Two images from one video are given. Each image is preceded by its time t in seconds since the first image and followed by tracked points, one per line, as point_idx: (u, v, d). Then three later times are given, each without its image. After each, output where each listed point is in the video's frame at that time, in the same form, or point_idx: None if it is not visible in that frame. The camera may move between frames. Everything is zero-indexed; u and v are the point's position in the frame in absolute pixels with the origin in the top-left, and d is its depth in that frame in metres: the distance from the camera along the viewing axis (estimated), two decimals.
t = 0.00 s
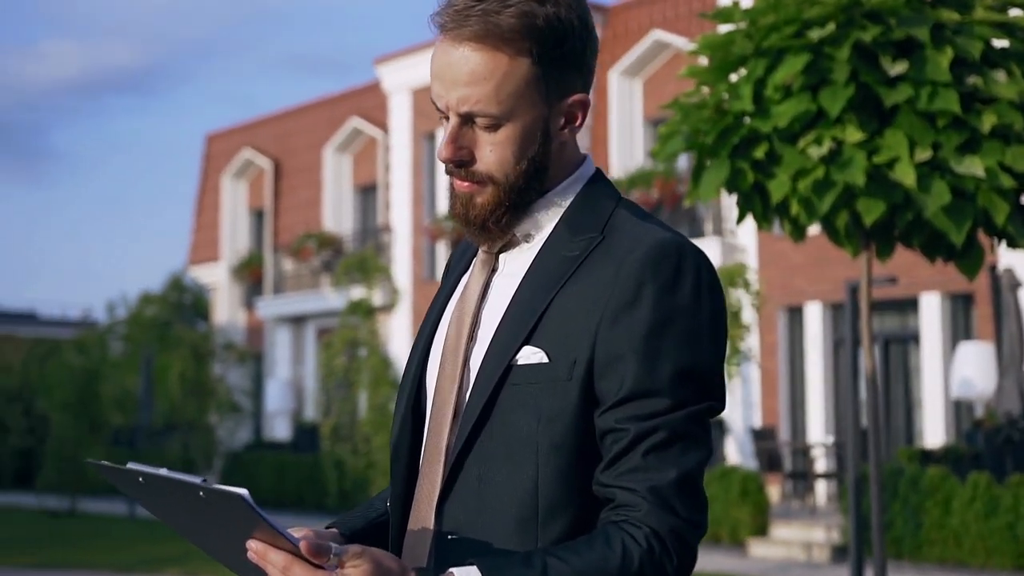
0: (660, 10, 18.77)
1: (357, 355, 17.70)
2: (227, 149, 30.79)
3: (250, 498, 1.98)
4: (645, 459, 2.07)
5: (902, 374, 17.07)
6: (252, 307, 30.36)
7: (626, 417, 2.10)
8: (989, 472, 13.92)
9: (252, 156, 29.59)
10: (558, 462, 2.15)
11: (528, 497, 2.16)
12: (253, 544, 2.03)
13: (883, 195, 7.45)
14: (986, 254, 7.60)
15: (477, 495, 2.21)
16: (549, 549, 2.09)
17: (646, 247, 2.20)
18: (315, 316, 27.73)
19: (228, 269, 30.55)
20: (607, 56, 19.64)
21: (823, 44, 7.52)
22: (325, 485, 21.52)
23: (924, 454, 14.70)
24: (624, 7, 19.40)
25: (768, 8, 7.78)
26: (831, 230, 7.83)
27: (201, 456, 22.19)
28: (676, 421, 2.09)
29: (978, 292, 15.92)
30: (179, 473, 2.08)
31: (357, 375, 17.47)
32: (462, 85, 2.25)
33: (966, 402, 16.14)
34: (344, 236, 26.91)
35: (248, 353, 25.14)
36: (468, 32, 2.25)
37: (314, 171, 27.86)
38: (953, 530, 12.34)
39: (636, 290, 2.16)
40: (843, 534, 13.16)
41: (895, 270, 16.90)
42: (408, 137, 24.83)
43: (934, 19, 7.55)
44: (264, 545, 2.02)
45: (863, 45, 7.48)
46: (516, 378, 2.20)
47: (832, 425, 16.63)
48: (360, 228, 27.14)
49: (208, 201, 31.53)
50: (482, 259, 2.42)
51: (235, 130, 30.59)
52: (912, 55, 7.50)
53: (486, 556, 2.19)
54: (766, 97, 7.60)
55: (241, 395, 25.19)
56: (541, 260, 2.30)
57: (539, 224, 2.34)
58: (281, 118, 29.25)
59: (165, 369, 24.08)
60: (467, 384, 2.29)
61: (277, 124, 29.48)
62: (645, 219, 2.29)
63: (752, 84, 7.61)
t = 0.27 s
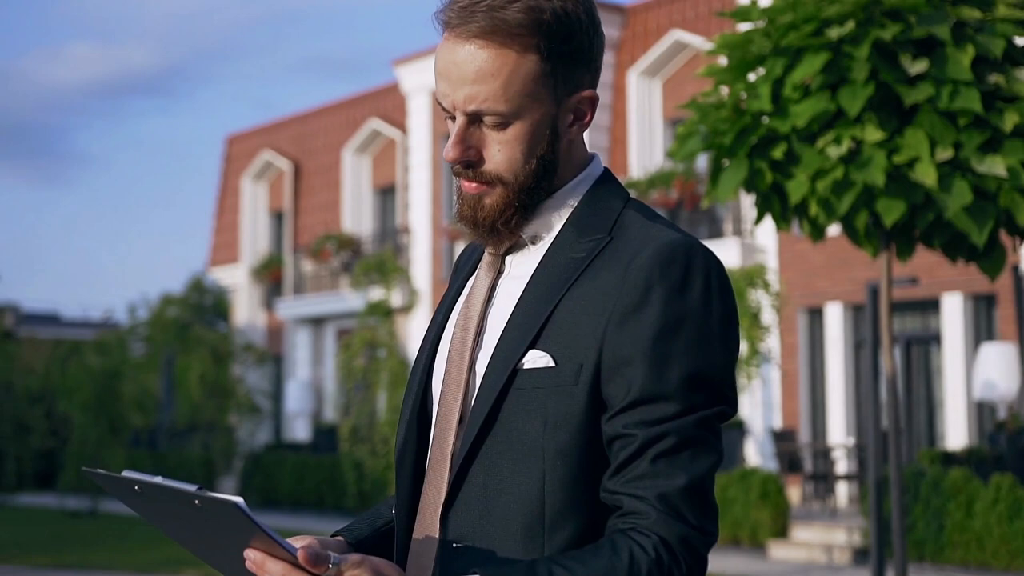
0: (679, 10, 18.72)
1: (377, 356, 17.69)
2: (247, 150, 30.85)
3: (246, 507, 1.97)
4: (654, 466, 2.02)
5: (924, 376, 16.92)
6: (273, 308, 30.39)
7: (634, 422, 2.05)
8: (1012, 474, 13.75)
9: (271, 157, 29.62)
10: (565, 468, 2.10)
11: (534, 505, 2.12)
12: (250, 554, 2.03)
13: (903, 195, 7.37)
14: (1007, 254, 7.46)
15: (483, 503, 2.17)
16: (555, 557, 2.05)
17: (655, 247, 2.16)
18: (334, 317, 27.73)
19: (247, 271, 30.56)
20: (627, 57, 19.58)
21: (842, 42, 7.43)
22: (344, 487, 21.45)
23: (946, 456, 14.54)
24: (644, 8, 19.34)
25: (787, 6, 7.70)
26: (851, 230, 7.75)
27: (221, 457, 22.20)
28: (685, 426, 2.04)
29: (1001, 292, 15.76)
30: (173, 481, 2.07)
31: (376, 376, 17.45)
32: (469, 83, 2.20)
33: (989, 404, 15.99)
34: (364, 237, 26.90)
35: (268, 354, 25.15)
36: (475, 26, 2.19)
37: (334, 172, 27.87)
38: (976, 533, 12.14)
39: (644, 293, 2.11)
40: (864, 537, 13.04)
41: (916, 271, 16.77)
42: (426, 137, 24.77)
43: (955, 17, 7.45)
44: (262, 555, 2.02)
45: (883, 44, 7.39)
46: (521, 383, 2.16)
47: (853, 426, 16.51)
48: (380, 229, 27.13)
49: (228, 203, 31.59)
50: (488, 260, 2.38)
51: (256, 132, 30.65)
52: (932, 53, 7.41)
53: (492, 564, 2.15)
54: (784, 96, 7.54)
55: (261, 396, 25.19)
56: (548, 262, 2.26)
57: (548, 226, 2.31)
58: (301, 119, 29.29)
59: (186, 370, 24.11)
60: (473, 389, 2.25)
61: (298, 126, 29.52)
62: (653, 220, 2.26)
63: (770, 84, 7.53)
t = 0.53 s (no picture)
0: (697, 12, 18.65)
1: (394, 358, 17.69)
2: (265, 153, 30.89)
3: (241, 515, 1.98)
4: (660, 473, 1.98)
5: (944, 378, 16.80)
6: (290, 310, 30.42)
7: (640, 429, 2.01)
8: None
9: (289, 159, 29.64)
10: (569, 476, 2.06)
11: (538, 514, 2.07)
12: (246, 562, 2.04)
13: (922, 197, 7.30)
14: None
15: (485, 513, 2.12)
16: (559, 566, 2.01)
17: (661, 249, 2.12)
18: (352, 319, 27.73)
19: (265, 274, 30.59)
20: (644, 59, 19.50)
21: (860, 42, 7.35)
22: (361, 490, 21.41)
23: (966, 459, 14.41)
24: (661, 9, 19.30)
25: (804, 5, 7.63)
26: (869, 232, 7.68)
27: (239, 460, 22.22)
28: (691, 432, 2.00)
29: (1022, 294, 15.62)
30: (168, 488, 2.08)
31: (393, 378, 17.44)
32: (475, 81, 2.19)
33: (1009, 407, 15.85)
34: (381, 239, 26.89)
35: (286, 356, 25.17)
36: (478, 23, 2.19)
37: (352, 174, 27.87)
38: (997, 536, 11.98)
39: (650, 296, 2.07)
40: (883, 540, 12.95)
41: (936, 273, 16.65)
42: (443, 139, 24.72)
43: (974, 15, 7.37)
44: (257, 563, 2.02)
45: (901, 44, 7.31)
46: (526, 388, 2.12)
47: (872, 429, 16.40)
48: (397, 231, 27.12)
49: (246, 205, 31.65)
50: (492, 264, 2.36)
51: (274, 134, 30.69)
52: (951, 53, 7.32)
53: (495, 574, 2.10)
54: (801, 96, 7.47)
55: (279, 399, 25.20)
56: (554, 264, 2.23)
57: (555, 227, 2.29)
58: (319, 121, 29.31)
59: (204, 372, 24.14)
60: (476, 395, 2.21)
61: (316, 129, 29.53)
62: (660, 223, 2.23)
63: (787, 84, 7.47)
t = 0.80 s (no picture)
0: (714, 13, 18.58)
1: (411, 361, 17.69)
2: (283, 156, 30.92)
3: (234, 525, 2.00)
4: (666, 482, 1.94)
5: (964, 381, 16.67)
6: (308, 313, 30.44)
7: (646, 436, 1.98)
8: None
9: (306, 163, 29.62)
10: (573, 485, 2.03)
11: (543, 523, 2.05)
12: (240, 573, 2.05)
13: (940, 199, 7.23)
14: None
15: (489, 522, 2.11)
16: None
17: (669, 252, 2.09)
18: (370, 322, 27.73)
19: (283, 277, 30.65)
20: (661, 61, 19.40)
21: (877, 42, 7.28)
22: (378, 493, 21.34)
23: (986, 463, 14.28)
24: (677, 11, 19.25)
25: (821, 7, 7.56)
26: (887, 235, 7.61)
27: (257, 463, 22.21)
28: (698, 440, 1.96)
29: None
30: (161, 498, 2.10)
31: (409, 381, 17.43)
32: (478, 80, 2.14)
33: None
34: (398, 243, 26.87)
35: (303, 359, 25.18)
36: (481, 21, 2.15)
37: (369, 177, 27.87)
38: (1017, 540, 11.79)
39: (657, 300, 2.04)
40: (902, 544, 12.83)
41: (955, 276, 16.54)
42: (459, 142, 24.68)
43: (993, 15, 7.28)
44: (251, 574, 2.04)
45: (919, 44, 7.23)
46: (530, 395, 2.09)
47: (890, 431, 16.30)
48: (414, 234, 27.10)
49: (264, 208, 31.69)
50: (496, 267, 2.33)
51: (292, 137, 30.71)
52: (970, 52, 7.23)
53: None
54: (818, 98, 7.40)
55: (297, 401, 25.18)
56: (560, 267, 2.20)
57: (560, 230, 2.25)
58: (336, 125, 29.30)
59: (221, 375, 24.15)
60: (480, 401, 2.20)
61: (333, 132, 29.51)
62: (667, 224, 2.19)
63: (803, 86, 7.40)
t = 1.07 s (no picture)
0: (732, 16, 18.50)
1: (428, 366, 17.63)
2: (301, 160, 30.92)
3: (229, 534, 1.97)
4: (673, 491, 1.91)
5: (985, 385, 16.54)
6: (326, 317, 30.45)
7: (653, 444, 1.95)
8: None
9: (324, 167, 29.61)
10: (578, 494, 2.01)
11: (548, 533, 2.03)
12: None
13: (959, 201, 7.15)
14: None
15: (493, 531, 2.09)
16: None
17: (677, 255, 2.05)
18: (387, 326, 27.71)
19: (301, 281, 30.66)
20: (678, 64, 19.29)
21: (895, 43, 7.18)
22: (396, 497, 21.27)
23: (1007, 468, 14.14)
24: (695, 14, 19.18)
25: (838, 8, 7.48)
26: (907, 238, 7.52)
27: (275, 468, 22.18)
28: (706, 447, 1.93)
29: None
30: (154, 508, 2.08)
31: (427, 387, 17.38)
32: (483, 81, 2.11)
33: None
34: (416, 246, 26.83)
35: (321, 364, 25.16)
36: (482, 19, 2.12)
37: (386, 181, 27.85)
38: None
39: (664, 303, 2.01)
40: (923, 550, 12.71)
41: (975, 279, 16.41)
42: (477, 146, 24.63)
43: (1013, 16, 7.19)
44: None
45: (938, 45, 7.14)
46: (535, 401, 2.07)
47: (911, 436, 16.17)
48: (432, 238, 27.06)
49: (281, 213, 31.71)
50: (502, 272, 2.30)
51: (310, 141, 30.71)
52: (990, 54, 7.15)
53: None
54: (835, 100, 7.31)
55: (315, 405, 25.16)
56: (565, 270, 2.17)
57: (567, 233, 2.22)
58: (354, 129, 29.27)
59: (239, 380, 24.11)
60: (485, 408, 2.18)
61: (351, 136, 29.49)
62: (675, 228, 2.15)
63: (821, 88, 7.31)
